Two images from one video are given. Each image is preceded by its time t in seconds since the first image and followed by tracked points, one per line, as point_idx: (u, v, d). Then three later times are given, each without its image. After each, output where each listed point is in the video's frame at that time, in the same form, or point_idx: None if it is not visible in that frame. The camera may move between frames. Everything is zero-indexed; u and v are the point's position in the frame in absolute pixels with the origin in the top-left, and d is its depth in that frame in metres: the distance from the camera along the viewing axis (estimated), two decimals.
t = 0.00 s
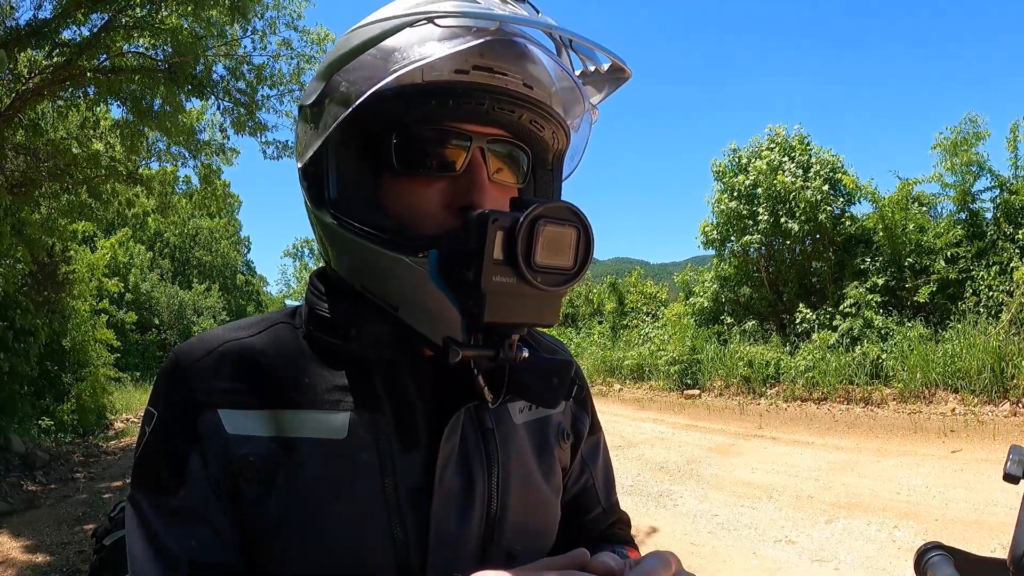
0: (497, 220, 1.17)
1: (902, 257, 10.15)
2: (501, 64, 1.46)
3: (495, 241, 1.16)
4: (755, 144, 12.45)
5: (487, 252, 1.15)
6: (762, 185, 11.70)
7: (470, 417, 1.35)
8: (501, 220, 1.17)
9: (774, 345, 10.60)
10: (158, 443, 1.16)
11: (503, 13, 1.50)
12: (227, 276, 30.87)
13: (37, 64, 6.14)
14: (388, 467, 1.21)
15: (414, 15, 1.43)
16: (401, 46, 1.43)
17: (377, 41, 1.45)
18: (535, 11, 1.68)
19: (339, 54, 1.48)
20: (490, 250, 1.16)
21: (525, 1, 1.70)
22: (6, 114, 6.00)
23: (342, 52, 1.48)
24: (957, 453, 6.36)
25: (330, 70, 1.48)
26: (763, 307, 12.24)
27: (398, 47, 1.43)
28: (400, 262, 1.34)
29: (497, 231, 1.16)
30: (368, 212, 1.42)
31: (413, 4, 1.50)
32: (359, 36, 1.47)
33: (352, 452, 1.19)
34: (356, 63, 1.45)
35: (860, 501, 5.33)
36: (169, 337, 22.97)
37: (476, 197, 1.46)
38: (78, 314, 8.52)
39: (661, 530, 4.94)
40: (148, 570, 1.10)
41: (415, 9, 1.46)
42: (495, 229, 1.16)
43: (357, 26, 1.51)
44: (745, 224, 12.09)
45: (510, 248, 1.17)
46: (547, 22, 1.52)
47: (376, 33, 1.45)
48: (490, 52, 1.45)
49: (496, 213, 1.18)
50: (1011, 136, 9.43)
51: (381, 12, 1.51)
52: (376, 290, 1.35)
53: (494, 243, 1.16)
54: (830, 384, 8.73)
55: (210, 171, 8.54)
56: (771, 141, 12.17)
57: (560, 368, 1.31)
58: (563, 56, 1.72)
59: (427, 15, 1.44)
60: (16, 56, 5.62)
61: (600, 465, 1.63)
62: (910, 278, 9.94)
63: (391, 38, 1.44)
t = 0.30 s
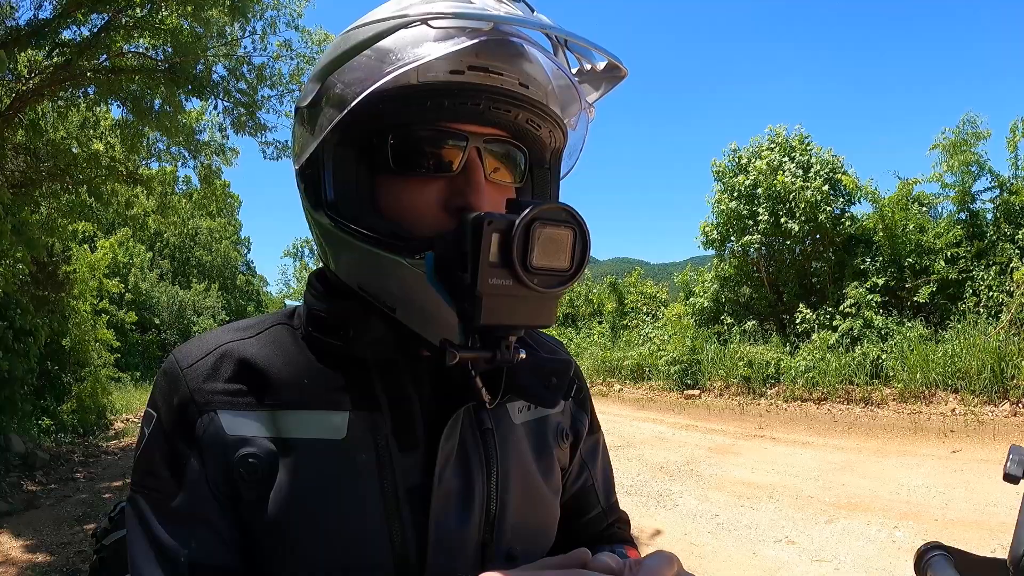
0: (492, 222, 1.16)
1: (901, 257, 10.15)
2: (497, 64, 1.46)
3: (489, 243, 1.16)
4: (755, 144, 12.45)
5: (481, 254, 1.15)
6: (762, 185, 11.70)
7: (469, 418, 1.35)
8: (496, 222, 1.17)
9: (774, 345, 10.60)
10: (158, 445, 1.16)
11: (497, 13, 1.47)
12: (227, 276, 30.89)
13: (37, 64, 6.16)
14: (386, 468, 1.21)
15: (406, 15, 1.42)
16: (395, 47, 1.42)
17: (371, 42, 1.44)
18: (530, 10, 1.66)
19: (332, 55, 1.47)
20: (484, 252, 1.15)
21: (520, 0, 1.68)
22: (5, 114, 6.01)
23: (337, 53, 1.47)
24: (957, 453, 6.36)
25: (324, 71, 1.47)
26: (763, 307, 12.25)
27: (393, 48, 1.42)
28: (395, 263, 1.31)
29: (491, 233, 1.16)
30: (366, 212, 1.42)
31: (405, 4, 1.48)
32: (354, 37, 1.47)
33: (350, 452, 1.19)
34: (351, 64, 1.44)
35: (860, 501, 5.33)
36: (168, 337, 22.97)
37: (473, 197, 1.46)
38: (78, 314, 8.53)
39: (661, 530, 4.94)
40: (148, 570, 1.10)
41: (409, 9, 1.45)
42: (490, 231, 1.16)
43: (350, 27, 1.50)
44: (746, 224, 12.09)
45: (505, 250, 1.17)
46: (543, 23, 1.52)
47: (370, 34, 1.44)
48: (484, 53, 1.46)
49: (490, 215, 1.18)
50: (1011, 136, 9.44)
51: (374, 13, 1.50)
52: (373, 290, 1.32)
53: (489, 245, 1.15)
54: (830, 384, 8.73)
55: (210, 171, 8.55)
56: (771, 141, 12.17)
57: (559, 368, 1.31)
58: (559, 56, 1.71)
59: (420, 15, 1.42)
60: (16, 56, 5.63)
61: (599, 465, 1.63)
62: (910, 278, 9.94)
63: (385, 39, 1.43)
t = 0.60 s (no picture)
0: (488, 223, 1.16)
1: (902, 257, 10.15)
2: (495, 64, 1.46)
3: (486, 245, 1.15)
4: (755, 144, 12.45)
5: (478, 255, 1.14)
6: (762, 185, 11.70)
7: (469, 418, 1.34)
8: (492, 224, 1.17)
9: (774, 345, 10.60)
10: (158, 446, 1.16)
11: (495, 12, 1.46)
12: (227, 276, 30.90)
13: (37, 64, 6.17)
14: (385, 468, 1.21)
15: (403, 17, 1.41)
16: (393, 48, 1.43)
17: (369, 41, 1.44)
18: (528, 10, 1.65)
19: (331, 55, 1.47)
20: (481, 254, 1.15)
21: None
22: (5, 115, 6.02)
23: (336, 54, 1.47)
24: (957, 453, 6.36)
25: (323, 72, 1.47)
26: (763, 308, 12.25)
27: (390, 49, 1.43)
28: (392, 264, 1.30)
29: (488, 235, 1.16)
30: (366, 212, 1.42)
31: (402, 5, 1.48)
32: (351, 37, 1.47)
33: (350, 453, 1.19)
34: (349, 64, 1.44)
35: (860, 501, 5.33)
36: (168, 337, 22.96)
37: (472, 198, 1.46)
38: (78, 314, 8.53)
39: (661, 530, 4.94)
40: (148, 571, 1.10)
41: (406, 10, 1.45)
42: (486, 233, 1.16)
43: (348, 28, 1.51)
44: (745, 224, 12.09)
45: (502, 252, 1.17)
46: (541, 22, 1.51)
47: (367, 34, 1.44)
48: (482, 53, 1.46)
49: (487, 217, 1.18)
50: (1011, 136, 9.45)
51: (371, 13, 1.50)
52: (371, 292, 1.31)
53: (485, 246, 1.15)
54: (830, 384, 8.73)
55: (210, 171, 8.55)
56: (771, 141, 12.17)
57: (559, 368, 1.31)
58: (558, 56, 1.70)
59: (416, 17, 1.41)
60: (15, 56, 5.63)
61: (599, 465, 1.63)
62: (910, 278, 9.93)
63: (383, 39, 1.43)
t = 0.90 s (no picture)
0: (492, 236, 1.17)
1: (902, 257, 10.15)
2: (502, 68, 1.45)
3: (489, 257, 1.17)
4: (755, 144, 12.46)
5: (481, 268, 1.16)
6: (762, 185, 11.70)
7: (469, 419, 1.34)
8: (496, 236, 1.18)
9: (774, 345, 10.60)
10: (158, 446, 1.16)
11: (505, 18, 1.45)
12: (227, 276, 30.92)
13: (37, 64, 6.17)
14: (385, 469, 1.20)
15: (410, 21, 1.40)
16: (399, 50, 1.41)
17: (376, 44, 1.43)
18: (538, 15, 1.63)
19: (336, 55, 1.47)
20: (484, 265, 1.16)
21: (527, 3, 1.64)
22: (5, 114, 6.03)
23: (340, 55, 1.46)
24: (957, 453, 6.36)
25: (327, 73, 1.47)
26: (763, 308, 12.25)
27: (396, 52, 1.41)
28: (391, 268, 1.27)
29: (491, 247, 1.17)
30: (367, 214, 1.43)
31: (410, 8, 1.47)
32: (357, 38, 1.45)
33: (350, 453, 1.19)
34: (355, 66, 1.43)
35: (859, 501, 5.33)
36: (169, 338, 22.96)
37: (474, 201, 1.46)
38: (77, 314, 8.52)
39: (661, 530, 4.93)
40: (147, 571, 1.11)
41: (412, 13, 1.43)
42: (489, 245, 1.17)
43: (354, 28, 1.50)
44: (746, 224, 12.09)
45: (505, 264, 1.18)
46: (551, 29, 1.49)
47: (373, 36, 1.43)
48: (489, 56, 1.44)
49: (491, 229, 1.19)
50: (1011, 136, 9.45)
51: (378, 14, 1.50)
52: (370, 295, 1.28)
53: (489, 259, 1.16)
54: (830, 384, 8.73)
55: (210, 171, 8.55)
56: (771, 141, 12.17)
57: (559, 369, 1.31)
58: (565, 61, 1.69)
59: (424, 21, 1.40)
60: (16, 56, 5.63)
61: (599, 466, 1.63)
62: (910, 278, 9.93)
63: (390, 43, 1.42)
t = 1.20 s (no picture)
0: (492, 242, 1.15)
1: (902, 257, 10.15)
2: (505, 69, 1.45)
3: (490, 263, 1.15)
4: (755, 144, 12.46)
5: (481, 273, 1.14)
6: (762, 185, 11.70)
7: (470, 420, 1.34)
8: (496, 242, 1.16)
9: (774, 345, 10.60)
10: (158, 447, 1.16)
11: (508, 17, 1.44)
12: (227, 276, 30.92)
13: (37, 64, 6.18)
14: (386, 470, 1.20)
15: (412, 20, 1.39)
16: (402, 48, 1.41)
17: (377, 42, 1.43)
18: (544, 14, 1.63)
19: (337, 55, 1.48)
20: (484, 271, 1.15)
21: (534, 3, 1.64)
22: (5, 114, 6.04)
23: (342, 55, 1.47)
24: (958, 453, 6.36)
25: (329, 72, 1.48)
26: (763, 308, 12.25)
27: (398, 51, 1.41)
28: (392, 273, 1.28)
29: (492, 254, 1.15)
30: (368, 215, 1.43)
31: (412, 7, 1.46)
32: (358, 38, 1.46)
33: (351, 454, 1.19)
34: (357, 65, 1.44)
35: (860, 501, 5.33)
36: (169, 338, 22.98)
37: (476, 202, 1.45)
38: (76, 314, 8.53)
39: (661, 530, 4.94)
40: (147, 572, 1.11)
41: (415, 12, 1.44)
42: (490, 251, 1.15)
43: (356, 26, 1.50)
44: (746, 225, 12.09)
45: (505, 270, 1.16)
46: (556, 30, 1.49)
47: (374, 36, 1.44)
48: (492, 56, 1.44)
49: (492, 234, 1.17)
50: (1010, 137, 9.45)
51: (380, 12, 1.50)
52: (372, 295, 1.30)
53: (489, 265, 1.15)
54: (830, 384, 8.73)
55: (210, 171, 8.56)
56: (771, 141, 12.17)
57: (561, 370, 1.32)
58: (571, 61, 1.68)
59: (425, 21, 1.39)
60: (16, 56, 5.64)
61: (601, 466, 1.63)
62: (910, 278, 9.93)
63: (392, 42, 1.42)
